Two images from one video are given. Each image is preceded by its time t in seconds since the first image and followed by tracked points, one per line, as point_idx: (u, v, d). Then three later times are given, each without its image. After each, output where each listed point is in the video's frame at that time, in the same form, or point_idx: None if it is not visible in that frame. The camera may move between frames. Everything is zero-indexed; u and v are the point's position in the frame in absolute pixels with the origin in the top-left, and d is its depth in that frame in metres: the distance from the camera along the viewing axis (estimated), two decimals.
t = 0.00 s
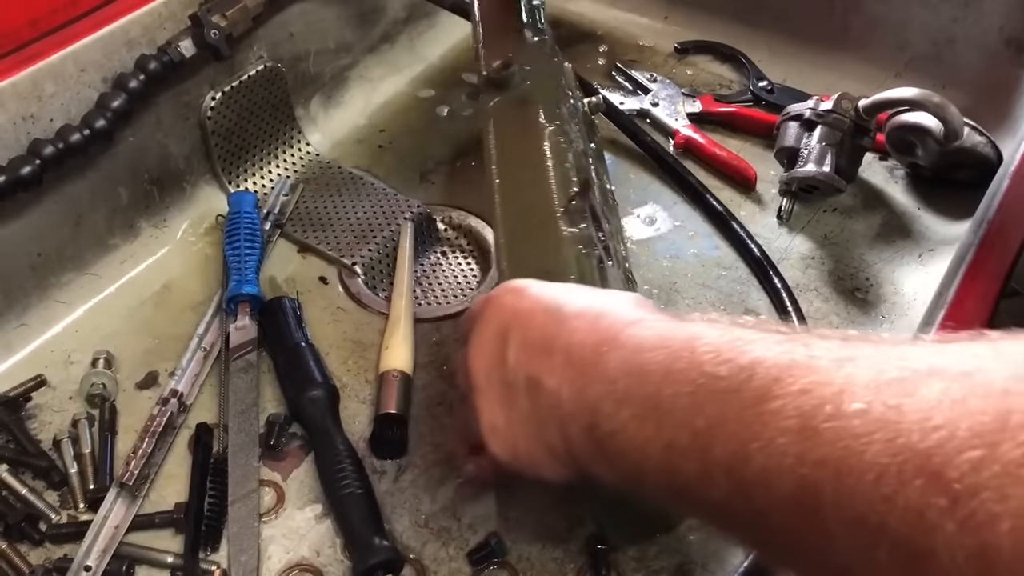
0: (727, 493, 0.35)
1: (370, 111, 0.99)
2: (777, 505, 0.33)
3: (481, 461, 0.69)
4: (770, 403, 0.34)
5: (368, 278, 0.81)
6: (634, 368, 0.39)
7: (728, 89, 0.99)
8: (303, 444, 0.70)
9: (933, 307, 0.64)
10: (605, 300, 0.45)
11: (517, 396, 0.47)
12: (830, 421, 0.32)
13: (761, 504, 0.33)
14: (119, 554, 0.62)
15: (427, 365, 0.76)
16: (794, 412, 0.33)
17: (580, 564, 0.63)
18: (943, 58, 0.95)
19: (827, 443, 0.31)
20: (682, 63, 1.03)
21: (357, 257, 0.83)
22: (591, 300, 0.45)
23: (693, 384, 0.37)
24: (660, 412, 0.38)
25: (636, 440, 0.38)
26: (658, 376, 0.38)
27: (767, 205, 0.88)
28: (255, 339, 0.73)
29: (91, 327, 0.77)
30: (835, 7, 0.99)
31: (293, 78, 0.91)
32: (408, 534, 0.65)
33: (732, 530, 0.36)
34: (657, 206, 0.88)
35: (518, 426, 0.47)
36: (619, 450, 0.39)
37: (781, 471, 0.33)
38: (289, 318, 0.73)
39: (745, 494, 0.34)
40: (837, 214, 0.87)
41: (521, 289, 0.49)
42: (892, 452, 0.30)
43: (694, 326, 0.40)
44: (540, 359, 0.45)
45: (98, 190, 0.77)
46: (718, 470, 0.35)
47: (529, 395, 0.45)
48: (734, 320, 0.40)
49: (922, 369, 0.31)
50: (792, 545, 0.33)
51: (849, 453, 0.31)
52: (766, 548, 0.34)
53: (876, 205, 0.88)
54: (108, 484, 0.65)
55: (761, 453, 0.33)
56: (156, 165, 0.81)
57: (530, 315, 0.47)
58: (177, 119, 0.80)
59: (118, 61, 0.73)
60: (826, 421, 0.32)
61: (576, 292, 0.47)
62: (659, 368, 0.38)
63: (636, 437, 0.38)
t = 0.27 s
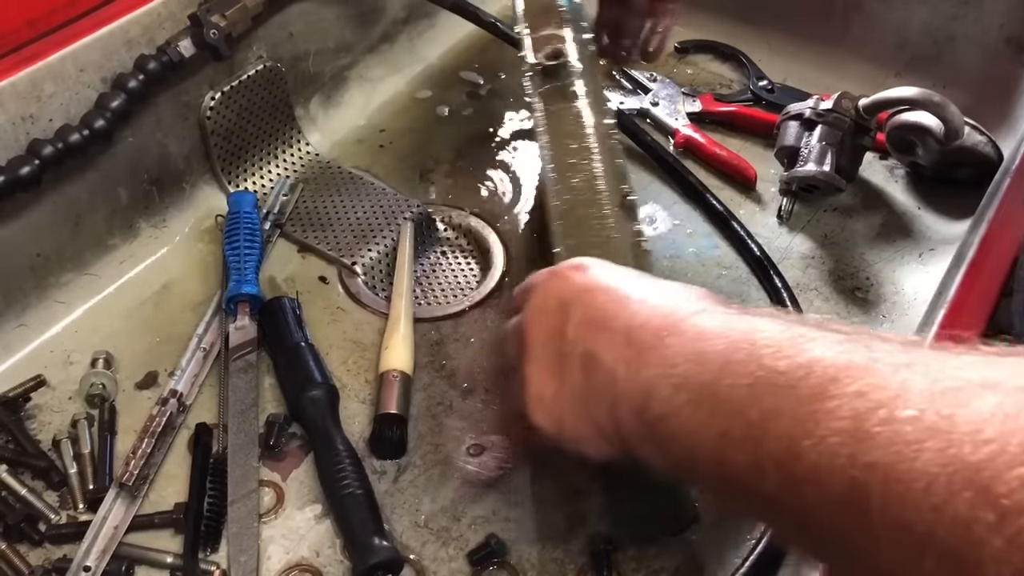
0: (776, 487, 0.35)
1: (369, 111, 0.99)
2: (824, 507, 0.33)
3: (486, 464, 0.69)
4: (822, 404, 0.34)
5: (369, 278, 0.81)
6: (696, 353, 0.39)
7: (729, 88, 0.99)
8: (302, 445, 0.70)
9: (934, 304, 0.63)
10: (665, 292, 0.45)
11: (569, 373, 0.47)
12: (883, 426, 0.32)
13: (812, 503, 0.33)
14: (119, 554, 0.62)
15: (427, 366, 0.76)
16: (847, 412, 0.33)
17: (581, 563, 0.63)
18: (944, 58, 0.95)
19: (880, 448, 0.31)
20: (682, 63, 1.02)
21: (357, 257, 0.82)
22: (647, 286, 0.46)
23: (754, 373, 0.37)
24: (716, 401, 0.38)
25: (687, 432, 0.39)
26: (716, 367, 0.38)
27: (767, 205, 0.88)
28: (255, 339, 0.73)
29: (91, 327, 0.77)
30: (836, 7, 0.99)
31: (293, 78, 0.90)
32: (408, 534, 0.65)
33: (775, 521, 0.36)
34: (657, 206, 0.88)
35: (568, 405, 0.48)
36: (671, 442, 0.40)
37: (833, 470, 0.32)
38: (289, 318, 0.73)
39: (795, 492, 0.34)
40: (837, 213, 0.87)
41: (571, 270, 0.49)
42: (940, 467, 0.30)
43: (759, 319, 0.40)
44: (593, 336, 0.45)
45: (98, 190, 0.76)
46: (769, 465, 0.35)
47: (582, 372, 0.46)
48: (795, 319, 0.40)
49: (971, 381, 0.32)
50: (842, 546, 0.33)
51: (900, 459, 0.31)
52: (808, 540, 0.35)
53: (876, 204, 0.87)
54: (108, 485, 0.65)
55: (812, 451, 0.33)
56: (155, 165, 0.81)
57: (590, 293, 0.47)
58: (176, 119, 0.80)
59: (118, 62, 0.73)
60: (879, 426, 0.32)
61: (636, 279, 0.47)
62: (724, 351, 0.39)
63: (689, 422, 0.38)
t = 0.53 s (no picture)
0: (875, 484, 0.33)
1: (369, 111, 0.99)
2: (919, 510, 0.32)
3: (484, 462, 0.69)
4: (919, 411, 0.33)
5: (369, 276, 0.82)
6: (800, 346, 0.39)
7: (728, 87, 0.99)
8: (302, 443, 0.70)
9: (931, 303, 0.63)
10: (769, 290, 0.44)
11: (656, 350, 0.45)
12: (984, 432, 0.30)
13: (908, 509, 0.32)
14: (118, 552, 0.62)
15: (426, 364, 0.76)
16: (948, 416, 0.32)
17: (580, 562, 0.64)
18: (942, 57, 0.95)
19: (979, 455, 0.30)
20: (681, 62, 1.02)
21: (357, 256, 0.83)
22: (746, 281, 0.45)
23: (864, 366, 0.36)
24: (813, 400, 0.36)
25: (782, 422, 0.37)
26: (821, 362, 0.37)
27: (765, 204, 0.88)
28: (254, 338, 0.73)
29: (91, 325, 0.77)
30: (835, 5, 0.99)
31: (292, 77, 0.90)
32: (406, 531, 0.65)
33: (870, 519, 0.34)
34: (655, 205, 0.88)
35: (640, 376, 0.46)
36: (760, 433, 0.39)
37: (931, 472, 0.31)
38: (288, 316, 0.73)
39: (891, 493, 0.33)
40: (836, 212, 0.87)
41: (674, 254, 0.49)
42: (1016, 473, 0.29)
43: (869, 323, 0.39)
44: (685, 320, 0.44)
45: (97, 189, 0.77)
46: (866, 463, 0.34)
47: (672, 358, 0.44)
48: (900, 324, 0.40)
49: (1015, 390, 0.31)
50: (927, 549, 0.32)
51: (1001, 468, 0.30)
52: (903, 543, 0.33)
53: (875, 203, 0.88)
54: (108, 483, 0.65)
55: (913, 451, 0.32)
56: (155, 164, 0.81)
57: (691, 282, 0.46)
58: (176, 118, 0.80)
59: (117, 61, 0.73)
60: (980, 433, 0.31)
61: (736, 276, 0.46)
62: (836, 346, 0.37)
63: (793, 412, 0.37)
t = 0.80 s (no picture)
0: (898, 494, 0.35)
1: (366, 110, 0.99)
2: (939, 520, 0.33)
3: (480, 459, 0.69)
4: (938, 425, 0.34)
5: (366, 274, 0.82)
6: (815, 356, 0.39)
7: (725, 86, 0.99)
8: (299, 440, 0.70)
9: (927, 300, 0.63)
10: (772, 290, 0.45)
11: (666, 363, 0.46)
12: (1008, 444, 0.32)
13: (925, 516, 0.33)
14: (115, 549, 0.62)
15: (422, 362, 0.76)
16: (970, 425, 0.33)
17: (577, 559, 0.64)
18: (939, 56, 0.95)
19: (1003, 467, 0.31)
20: (679, 60, 1.02)
21: (355, 254, 0.83)
22: (749, 283, 0.46)
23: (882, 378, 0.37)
24: (829, 413, 0.37)
25: (801, 430, 0.38)
26: (836, 369, 0.38)
27: (762, 202, 0.88)
28: (252, 336, 0.73)
29: (89, 323, 0.77)
30: (832, 4, 0.99)
31: (289, 75, 0.91)
32: (403, 528, 0.65)
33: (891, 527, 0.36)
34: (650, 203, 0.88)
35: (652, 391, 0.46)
36: (779, 441, 0.39)
37: (955, 484, 0.33)
38: (285, 314, 0.74)
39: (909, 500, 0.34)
40: (832, 211, 0.87)
41: (673, 265, 0.48)
42: None
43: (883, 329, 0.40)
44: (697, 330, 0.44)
45: (95, 188, 0.77)
46: (884, 474, 0.35)
47: (687, 374, 0.45)
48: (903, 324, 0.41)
49: None
50: (951, 558, 0.33)
51: None
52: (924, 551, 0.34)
53: (872, 201, 0.88)
54: (105, 480, 0.65)
55: (934, 461, 0.33)
56: (153, 162, 0.81)
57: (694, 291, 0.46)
58: (174, 116, 0.80)
59: (116, 60, 0.73)
60: (1003, 444, 0.32)
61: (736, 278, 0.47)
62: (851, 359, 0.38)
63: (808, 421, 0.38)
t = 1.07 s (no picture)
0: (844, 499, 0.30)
1: (362, 112, 0.99)
2: (931, 548, 0.28)
3: (475, 458, 0.70)
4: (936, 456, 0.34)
5: (362, 275, 0.82)
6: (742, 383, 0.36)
7: (720, 87, 1.00)
8: (294, 440, 0.71)
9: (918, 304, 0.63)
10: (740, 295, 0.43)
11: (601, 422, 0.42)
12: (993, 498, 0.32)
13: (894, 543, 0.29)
14: (111, 548, 0.63)
15: (418, 362, 0.76)
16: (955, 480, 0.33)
17: (571, 558, 0.64)
18: (933, 57, 0.96)
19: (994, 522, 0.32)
20: (675, 62, 1.03)
21: (351, 255, 0.83)
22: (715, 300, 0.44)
23: (794, 394, 0.31)
24: (762, 456, 0.33)
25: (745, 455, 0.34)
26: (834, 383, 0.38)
27: (757, 202, 0.89)
28: (249, 335, 0.73)
29: (86, 323, 0.77)
30: (827, 6, 0.99)
31: (286, 77, 0.91)
32: (398, 527, 0.66)
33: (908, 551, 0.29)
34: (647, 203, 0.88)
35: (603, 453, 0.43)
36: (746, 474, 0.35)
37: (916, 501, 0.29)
38: (282, 314, 0.74)
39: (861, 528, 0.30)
40: (827, 211, 0.88)
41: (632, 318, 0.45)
42: (939, 449, 0.27)
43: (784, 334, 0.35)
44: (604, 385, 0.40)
45: (91, 189, 0.77)
46: (855, 509, 0.30)
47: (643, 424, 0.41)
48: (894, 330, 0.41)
49: (903, 381, 0.29)
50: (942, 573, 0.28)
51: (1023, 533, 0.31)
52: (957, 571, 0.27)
53: (866, 201, 0.88)
54: (102, 479, 0.66)
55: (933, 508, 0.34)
56: (150, 163, 0.81)
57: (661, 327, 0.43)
58: (170, 117, 0.81)
59: (112, 61, 0.73)
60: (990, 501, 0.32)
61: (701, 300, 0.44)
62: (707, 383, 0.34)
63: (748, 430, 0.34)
